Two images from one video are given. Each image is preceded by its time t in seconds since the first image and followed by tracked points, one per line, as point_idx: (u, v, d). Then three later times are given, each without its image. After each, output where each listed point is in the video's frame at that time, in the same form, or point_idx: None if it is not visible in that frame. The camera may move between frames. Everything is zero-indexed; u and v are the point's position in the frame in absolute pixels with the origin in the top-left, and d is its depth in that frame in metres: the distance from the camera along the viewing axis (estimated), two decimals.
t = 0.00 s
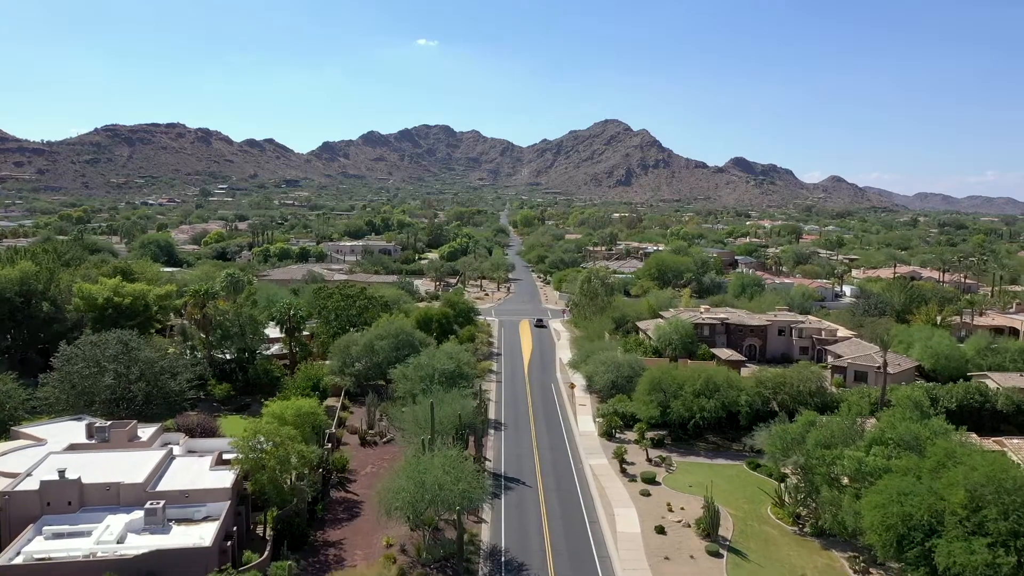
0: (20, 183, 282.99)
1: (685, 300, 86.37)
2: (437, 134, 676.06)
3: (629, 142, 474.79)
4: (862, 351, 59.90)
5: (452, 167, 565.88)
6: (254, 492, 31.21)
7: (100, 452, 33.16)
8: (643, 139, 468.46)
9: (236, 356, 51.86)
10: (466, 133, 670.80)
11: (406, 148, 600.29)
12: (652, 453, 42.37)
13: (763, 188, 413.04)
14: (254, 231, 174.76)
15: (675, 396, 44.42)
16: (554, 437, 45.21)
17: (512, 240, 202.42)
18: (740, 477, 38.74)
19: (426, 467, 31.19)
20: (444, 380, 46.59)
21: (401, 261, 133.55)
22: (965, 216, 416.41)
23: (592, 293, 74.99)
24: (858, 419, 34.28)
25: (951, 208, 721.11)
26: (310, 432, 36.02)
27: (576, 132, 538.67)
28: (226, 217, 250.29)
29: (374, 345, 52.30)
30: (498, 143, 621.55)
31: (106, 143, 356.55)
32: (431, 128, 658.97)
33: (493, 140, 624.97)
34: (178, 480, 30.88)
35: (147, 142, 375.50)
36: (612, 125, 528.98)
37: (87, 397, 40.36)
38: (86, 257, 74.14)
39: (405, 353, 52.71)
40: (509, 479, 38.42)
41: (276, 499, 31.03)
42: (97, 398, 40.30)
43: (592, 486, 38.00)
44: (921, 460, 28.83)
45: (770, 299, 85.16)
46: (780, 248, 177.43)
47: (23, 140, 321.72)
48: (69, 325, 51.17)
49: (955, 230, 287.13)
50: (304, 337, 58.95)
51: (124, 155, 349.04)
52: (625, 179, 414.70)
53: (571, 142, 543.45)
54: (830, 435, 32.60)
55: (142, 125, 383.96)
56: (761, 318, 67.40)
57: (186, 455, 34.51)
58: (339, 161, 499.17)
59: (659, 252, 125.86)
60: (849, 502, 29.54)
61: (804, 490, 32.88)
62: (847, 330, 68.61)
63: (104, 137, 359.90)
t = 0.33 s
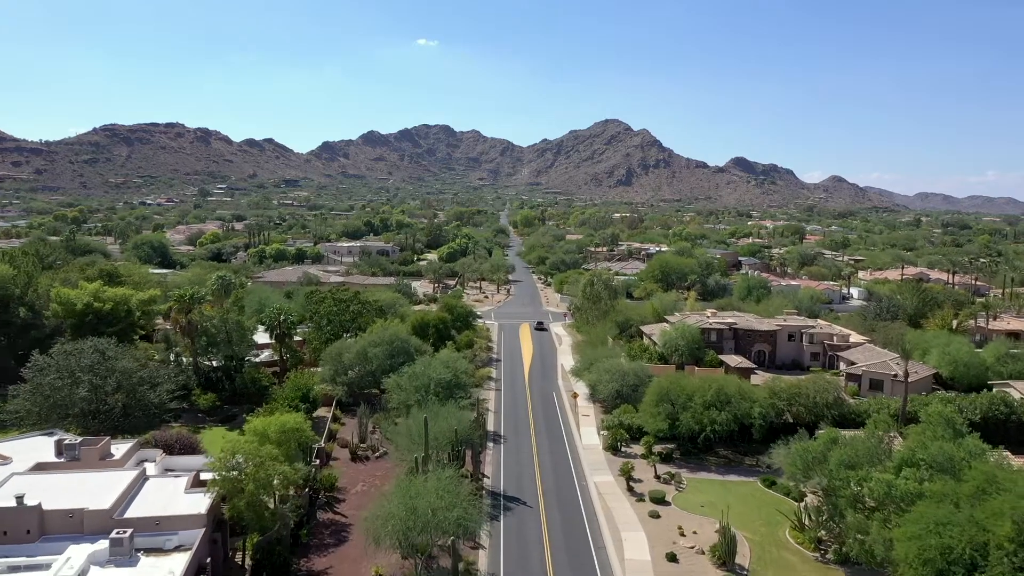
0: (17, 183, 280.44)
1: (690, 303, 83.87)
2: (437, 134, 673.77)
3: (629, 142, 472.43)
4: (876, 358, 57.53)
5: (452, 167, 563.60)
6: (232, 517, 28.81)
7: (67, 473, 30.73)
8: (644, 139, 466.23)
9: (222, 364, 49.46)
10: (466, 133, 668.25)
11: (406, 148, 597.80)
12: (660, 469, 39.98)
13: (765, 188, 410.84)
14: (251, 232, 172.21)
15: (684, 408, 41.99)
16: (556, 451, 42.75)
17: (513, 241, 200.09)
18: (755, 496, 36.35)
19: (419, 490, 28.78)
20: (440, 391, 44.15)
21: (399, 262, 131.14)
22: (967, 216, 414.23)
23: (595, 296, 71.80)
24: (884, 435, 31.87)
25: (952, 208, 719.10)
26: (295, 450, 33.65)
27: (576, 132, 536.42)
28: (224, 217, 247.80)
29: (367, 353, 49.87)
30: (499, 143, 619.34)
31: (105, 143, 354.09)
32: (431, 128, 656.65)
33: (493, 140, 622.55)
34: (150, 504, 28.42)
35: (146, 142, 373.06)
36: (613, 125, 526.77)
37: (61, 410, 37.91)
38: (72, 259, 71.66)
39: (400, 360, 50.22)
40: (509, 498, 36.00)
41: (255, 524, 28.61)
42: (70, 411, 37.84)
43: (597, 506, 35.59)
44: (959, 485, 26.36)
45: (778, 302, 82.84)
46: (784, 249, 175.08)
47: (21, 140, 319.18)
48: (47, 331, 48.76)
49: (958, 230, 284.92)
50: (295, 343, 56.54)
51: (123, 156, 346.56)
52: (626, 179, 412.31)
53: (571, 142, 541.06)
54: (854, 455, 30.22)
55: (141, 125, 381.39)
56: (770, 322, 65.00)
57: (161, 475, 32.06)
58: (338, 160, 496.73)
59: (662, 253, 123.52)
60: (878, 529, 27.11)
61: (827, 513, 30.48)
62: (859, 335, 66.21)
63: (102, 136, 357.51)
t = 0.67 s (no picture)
0: (14, 183, 277.88)
1: (696, 306, 81.41)
2: (437, 134, 671.47)
3: (630, 142, 470.03)
4: (892, 365, 55.10)
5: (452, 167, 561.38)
6: (205, 547, 26.40)
7: (28, 498, 28.37)
8: (644, 139, 463.98)
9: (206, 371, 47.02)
10: (466, 133, 665.67)
11: (406, 148, 595.29)
12: (669, 487, 37.56)
13: (766, 188, 408.51)
14: (248, 232, 169.87)
15: (694, 421, 39.57)
16: (558, 467, 40.34)
17: (513, 241, 197.71)
18: (772, 517, 34.03)
19: (409, 517, 26.36)
20: (435, 403, 41.77)
21: (397, 264, 128.73)
22: (970, 216, 411.95)
23: (598, 300, 69.09)
24: (914, 456, 29.52)
25: (952, 208, 716.21)
26: (279, 471, 31.33)
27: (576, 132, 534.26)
28: (221, 217, 245.47)
29: (359, 361, 47.50)
30: (499, 143, 616.97)
31: (103, 143, 351.80)
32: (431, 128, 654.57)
33: (493, 140, 620.37)
34: (115, 534, 26.05)
35: (145, 142, 370.76)
36: (613, 125, 524.46)
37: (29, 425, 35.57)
38: (56, 262, 69.17)
39: (393, 369, 47.84)
40: (508, 520, 33.54)
41: (229, 556, 26.18)
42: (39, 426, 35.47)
43: (602, 528, 33.20)
44: (1002, 514, 23.94)
45: (786, 305, 80.43)
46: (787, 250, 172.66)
47: (18, 141, 316.80)
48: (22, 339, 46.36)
49: (961, 231, 282.56)
50: (285, 350, 54.14)
51: (121, 156, 344.16)
52: (626, 179, 409.74)
53: (571, 142, 538.68)
54: (883, 478, 27.80)
55: (139, 125, 379.12)
56: (779, 328, 62.60)
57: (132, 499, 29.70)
58: (338, 160, 494.32)
59: (665, 254, 121.13)
60: (912, 562, 24.65)
61: (853, 540, 28.04)
62: (872, 341, 63.71)
63: (101, 136, 355.24)
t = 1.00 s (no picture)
0: (11, 183, 275.14)
1: (701, 309, 78.91)
2: (437, 134, 669.09)
3: (630, 142, 467.63)
4: (908, 373, 52.67)
5: (452, 167, 559.06)
6: None
7: None
8: (645, 139, 461.83)
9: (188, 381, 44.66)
10: (466, 133, 663.21)
11: (405, 148, 592.74)
12: (678, 507, 35.13)
13: (767, 189, 406.35)
14: (243, 233, 167.39)
15: (703, 436, 37.16)
16: (559, 486, 37.87)
17: (513, 242, 195.38)
18: (790, 542, 31.55)
19: (396, 552, 23.91)
20: (428, 416, 39.38)
21: (394, 265, 126.37)
22: (971, 216, 409.71)
23: (600, 304, 66.57)
24: (948, 481, 27.10)
25: (953, 208, 714.04)
26: (257, 495, 28.92)
27: (576, 132, 532.15)
28: (218, 218, 243.05)
29: (350, 370, 45.15)
30: (499, 143, 614.70)
31: (101, 143, 349.36)
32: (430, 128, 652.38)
33: (493, 140, 618.28)
34: (71, 567, 23.65)
35: (143, 142, 368.22)
36: (613, 125, 522.09)
37: None
38: (36, 266, 66.69)
39: (385, 379, 45.38)
40: (505, 547, 31.08)
41: None
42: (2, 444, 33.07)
43: (607, 555, 30.73)
44: None
45: (794, 308, 77.93)
46: (790, 250, 170.34)
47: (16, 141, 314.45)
48: None
49: (964, 231, 280.43)
50: (273, 357, 51.68)
51: (119, 155, 341.74)
52: (626, 179, 407.36)
53: (572, 142, 536.46)
54: (916, 507, 25.34)
55: (138, 125, 376.84)
56: (789, 333, 60.19)
57: (96, 526, 27.29)
58: (338, 161, 491.81)
59: (667, 255, 118.83)
60: None
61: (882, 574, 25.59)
62: (885, 348, 61.26)
63: (99, 136, 352.61)
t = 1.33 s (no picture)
0: (8, 183, 272.51)
1: (706, 313, 76.49)
2: (437, 133, 666.89)
3: (630, 142, 465.03)
4: (926, 381, 50.29)
5: (452, 166, 556.67)
6: None
7: None
8: (646, 138, 459.76)
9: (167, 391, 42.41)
10: (466, 132, 660.55)
11: (405, 148, 590.23)
12: (688, 531, 32.72)
13: (768, 188, 404.25)
14: (240, 233, 164.98)
15: (714, 453, 34.75)
16: (560, 505, 35.44)
17: (513, 242, 193.12)
18: (810, 571, 29.17)
19: None
20: (419, 431, 36.99)
21: (392, 266, 124.06)
22: (974, 215, 406.95)
23: (602, 309, 64.13)
24: (988, 510, 24.63)
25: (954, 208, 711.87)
26: (231, 522, 26.64)
27: (577, 132, 530.06)
28: (216, 218, 240.69)
29: (338, 381, 42.83)
30: (499, 143, 612.54)
31: (100, 142, 346.79)
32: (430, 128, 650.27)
33: (493, 139, 615.96)
34: None
35: (142, 142, 365.59)
36: (613, 125, 519.90)
37: None
38: (19, 270, 64.36)
39: (377, 389, 42.90)
40: None
41: None
42: None
43: None
44: None
45: (802, 312, 75.62)
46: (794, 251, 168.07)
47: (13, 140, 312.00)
48: None
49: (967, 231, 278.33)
50: (259, 365, 49.18)
51: (117, 155, 339.24)
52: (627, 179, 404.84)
53: (572, 142, 534.28)
54: (955, 541, 22.87)
55: (136, 125, 374.47)
56: (799, 339, 57.79)
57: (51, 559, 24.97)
58: (338, 161, 488.79)
59: (670, 257, 116.53)
60: None
61: None
62: (899, 354, 58.87)
63: (97, 135, 349.87)
